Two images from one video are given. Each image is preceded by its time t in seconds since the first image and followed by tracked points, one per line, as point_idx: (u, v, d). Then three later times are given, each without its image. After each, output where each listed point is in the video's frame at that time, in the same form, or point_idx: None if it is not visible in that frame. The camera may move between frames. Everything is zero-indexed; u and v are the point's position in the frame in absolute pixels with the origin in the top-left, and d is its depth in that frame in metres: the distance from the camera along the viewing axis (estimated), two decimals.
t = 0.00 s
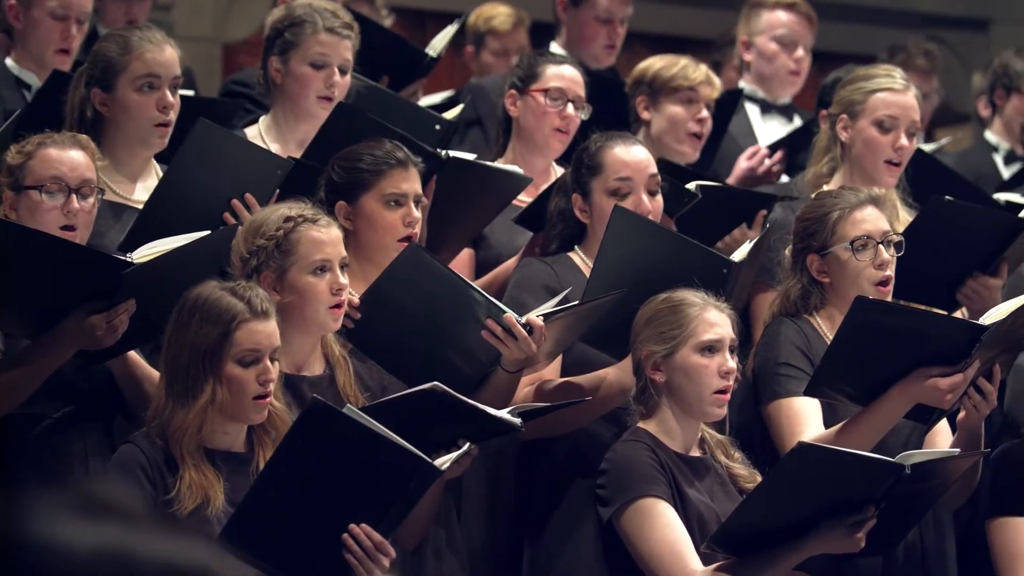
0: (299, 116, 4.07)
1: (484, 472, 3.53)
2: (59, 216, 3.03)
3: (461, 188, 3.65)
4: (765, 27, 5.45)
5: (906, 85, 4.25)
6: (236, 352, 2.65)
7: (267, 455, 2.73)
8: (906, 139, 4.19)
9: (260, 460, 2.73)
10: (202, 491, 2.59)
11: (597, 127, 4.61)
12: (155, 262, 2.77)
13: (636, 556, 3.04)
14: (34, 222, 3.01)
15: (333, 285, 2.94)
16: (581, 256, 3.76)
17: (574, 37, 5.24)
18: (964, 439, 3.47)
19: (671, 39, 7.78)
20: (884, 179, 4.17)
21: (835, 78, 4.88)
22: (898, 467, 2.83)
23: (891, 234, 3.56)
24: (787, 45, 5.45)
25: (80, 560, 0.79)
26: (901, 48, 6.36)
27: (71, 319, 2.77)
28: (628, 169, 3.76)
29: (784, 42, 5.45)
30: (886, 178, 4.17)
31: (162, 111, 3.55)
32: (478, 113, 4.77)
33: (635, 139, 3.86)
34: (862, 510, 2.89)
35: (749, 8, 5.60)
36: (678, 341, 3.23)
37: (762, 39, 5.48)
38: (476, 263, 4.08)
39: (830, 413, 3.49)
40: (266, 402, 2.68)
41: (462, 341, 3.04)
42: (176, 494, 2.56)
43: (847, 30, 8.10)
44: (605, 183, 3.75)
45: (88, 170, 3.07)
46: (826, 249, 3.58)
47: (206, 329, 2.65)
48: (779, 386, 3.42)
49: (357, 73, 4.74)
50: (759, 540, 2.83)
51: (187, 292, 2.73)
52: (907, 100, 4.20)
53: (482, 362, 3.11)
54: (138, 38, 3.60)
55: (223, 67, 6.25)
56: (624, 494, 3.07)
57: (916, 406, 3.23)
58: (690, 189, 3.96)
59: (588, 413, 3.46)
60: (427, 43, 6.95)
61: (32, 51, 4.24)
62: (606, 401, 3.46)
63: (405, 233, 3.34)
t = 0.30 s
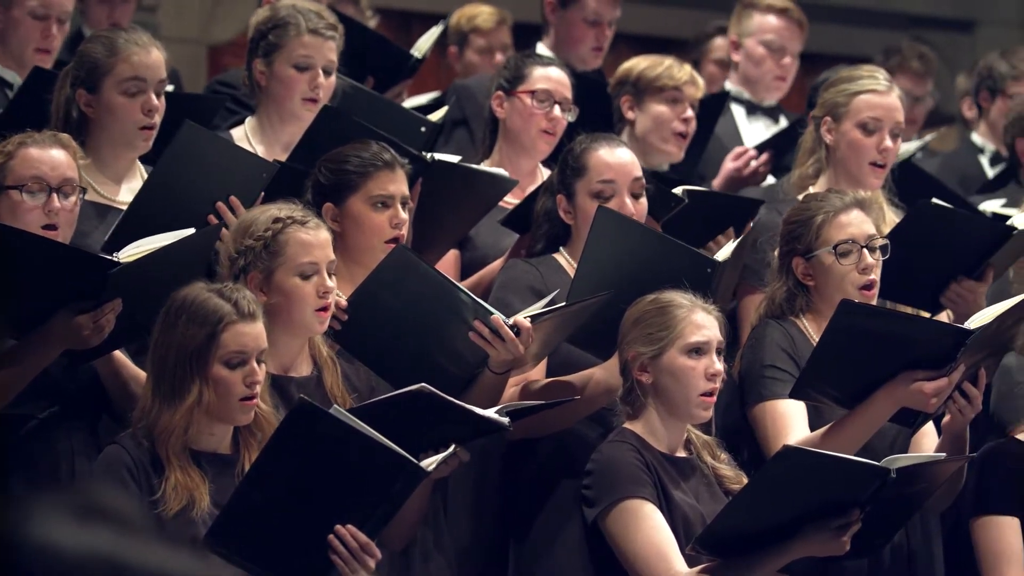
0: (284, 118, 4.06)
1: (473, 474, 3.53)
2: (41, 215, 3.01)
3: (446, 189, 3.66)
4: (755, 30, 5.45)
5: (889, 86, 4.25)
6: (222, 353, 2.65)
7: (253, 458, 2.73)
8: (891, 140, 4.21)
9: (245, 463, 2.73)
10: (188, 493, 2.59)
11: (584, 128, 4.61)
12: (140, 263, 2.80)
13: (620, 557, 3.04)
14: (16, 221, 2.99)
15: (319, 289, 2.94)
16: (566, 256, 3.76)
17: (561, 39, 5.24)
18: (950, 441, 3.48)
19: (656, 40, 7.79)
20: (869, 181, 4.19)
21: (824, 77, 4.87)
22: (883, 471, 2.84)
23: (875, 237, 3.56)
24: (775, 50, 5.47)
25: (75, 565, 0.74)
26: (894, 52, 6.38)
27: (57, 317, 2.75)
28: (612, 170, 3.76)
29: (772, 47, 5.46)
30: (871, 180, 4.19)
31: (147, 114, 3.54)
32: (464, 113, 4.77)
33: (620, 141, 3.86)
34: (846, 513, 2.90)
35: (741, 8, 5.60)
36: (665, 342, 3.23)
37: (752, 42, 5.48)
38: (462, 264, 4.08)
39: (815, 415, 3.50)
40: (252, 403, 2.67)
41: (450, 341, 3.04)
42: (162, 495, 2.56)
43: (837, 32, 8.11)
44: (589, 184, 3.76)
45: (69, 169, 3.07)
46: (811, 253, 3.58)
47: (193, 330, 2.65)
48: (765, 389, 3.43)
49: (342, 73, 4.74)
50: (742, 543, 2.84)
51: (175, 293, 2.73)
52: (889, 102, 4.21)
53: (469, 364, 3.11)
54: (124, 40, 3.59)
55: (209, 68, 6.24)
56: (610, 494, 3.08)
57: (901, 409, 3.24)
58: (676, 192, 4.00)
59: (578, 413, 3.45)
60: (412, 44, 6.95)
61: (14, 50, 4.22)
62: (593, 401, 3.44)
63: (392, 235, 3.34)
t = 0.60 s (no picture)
0: (272, 118, 4.05)
1: (462, 475, 3.53)
2: (26, 217, 3.00)
3: (435, 189, 3.65)
4: (744, 31, 5.46)
5: (876, 86, 4.25)
6: (210, 352, 2.65)
7: (242, 458, 2.72)
8: (879, 141, 4.21)
9: (235, 463, 2.72)
10: (177, 492, 2.59)
11: (573, 127, 4.61)
12: (126, 263, 2.80)
13: (609, 557, 3.05)
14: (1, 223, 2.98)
15: (308, 295, 2.96)
16: (555, 256, 3.76)
17: (549, 39, 5.24)
18: (940, 442, 3.49)
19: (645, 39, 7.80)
20: (858, 180, 4.19)
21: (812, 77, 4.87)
22: (872, 472, 2.84)
23: (866, 239, 3.55)
24: (763, 51, 5.48)
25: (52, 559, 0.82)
26: (891, 52, 6.39)
27: (43, 319, 2.75)
28: (600, 170, 3.76)
29: (760, 47, 5.47)
30: (860, 179, 4.20)
31: (135, 117, 3.53)
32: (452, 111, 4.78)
33: (608, 141, 3.86)
34: (835, 513, 2.90)
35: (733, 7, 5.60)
36: (655, 343, 3.23)
37: (741, 41, 5.48)
38: (450, 263, 4.08)
39: (805, 416, 3.50)
40: (241, 402, 2.66)
41: (439, 342, 3.02)
42: (151, 494, 2.55)
43: (832, 32, 8.09)
44: (577, 184, 3.76)
45: (55, 170, 3.05)
46: (801, 253, 3.59)
47: (181, 329, 2.65)
48: (755, 388, 3.43)
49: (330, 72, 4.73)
50: (730, 542, 2.84)
51: (164, 292, 2.73)
52: (875, 102, 4.21)
53: (462, 364, 3.09)
54: (113, 43, 3.57)
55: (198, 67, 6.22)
56: (599, 493, 3.08)
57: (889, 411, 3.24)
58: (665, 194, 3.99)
59: (566, 413, 3.43)
60: (401, 43, 6.94)
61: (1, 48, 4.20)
62: (584, 400, 3.43)
63: (385, 235, 3.37)
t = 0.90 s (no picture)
0: (255, 116, 4.05)
1: (448, 474, 3.53)
2: (5, 213, 3.00)
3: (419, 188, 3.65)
4: (728, 31, 5.48)
5: (855, 84, 4.26)
6: (192, 350, 2.78)
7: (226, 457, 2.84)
8: (861, 138, 4.22)
9: (219, 461, 2.85)
10: (163, 490, 2.72)
11: (558, 127, 4.62)
12: (109, 260, 2.80)
13: (596, 557, 3.05)
14: None
15: (295, 296, 3.02)
16: (540, 256, 3.76)
17: (534, 39, 5.24)
18: (925, 439, 3.49)
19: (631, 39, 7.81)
20: (842, 177, 4.20)
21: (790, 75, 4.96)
22: (857, 468, 2.85)
23: (854, 238, 3.53)
24: (747, 51, 5.49)
25: None
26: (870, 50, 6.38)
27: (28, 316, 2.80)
28: (584, 171, 3.76)
29: (745, 47, 5.48)
30: (843, 175, 4.20)
31: (120, 117, 3.52)
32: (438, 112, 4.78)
33: (592, 140, 3.86)
34: (822, 511, 2.90)
35: (718, 7, 5.60)
36: (641, 344, 3.23)
37: (725, 42, 5.50)
38: (435, 263, 4.08)
39: (791, 413, 3.50)
40: (226, 398, 2.79)
41: (430, 337, 3.06)
42: (136, 493, 2.69)
43: (818, 32, 8.10)
44: (561, 184, 3.76)
45: (35, 167, 3.05)
46: (789, 252, 3.57)
47: (163, 327, 2.78)
48: (741, 386, 3.44)
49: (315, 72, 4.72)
50: (717, 541, 2.85)
51: (146, 293, 2.86)
52: (856, 99, 4.22)
53: (457, 361, 3.11)
54: (98, 43, 3.56)
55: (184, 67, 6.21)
56: (585, 493, 3.08)
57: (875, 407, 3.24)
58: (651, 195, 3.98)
59: (548, 411, 3.43)
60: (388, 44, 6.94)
61: None
62: (568, 399, 3.43)
63: (377, 231, 3.42)
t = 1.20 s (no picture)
0: (237, 114, 4.03)
1: (432, 474, 3.53)
2: None
3: (401, 186, 3.65)
4: (711, 31, 5.50)
5: (828, 79, 4.26)
6: (171, 347, 2.80)
7: (207, 457, 2.87)
8: (841, 129, 4.20)
9: (200, 460, 2.87)
10: (144, 490, 2.75)
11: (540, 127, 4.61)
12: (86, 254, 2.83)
13: (581, 556, 3.05)
14: None
15: (278, 296, 3.04)
16: (522, 256, 3.75)
17: (514, 39, 5.25)
18: (909, 438, 3.50)
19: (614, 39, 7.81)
20: (825, 175, 4.19)
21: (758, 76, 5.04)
22: (842, 466, 2.86)
23: (837, 236, 3.53)
24: (730, 50, 5.50)
25: None
26: (842, 49, 6.40)
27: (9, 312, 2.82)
28: (566, 171, 3.76)
29: (728, 47, 5.50)
30: (827, 174, 4.19)
31: (103, 114, 3.50)
32: (419, 113, 4.78)
33: (574, 140, 3.86)
34: (806, 509, 2.91)
35: (699, 9, 5.64)
36: (623, 344, 3.23)
37: (708, 41, 5.52)
38: (418, 263, 4.08)
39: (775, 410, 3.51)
40: (207, 395, 2.81)
41: (413, 339, 3.05)
42: (118, 493, 2.73)
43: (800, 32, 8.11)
44: (543, 184, 3.76)
45: (8, 161, 3.04)
46: (773, 251, 3.57)
47: (142, 326, 2.80)
48: (726, 385, 3.45)
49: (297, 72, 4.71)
50: (702, 540, 2.86)
51: (124, 293, 2.88)
52: (832, 94, 4.21)
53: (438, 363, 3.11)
54: (81, 41, 3.54)
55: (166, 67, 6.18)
56: (569, 493, 3.08)
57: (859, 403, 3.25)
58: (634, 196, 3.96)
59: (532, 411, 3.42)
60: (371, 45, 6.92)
61: None
62: (549, 398, 3.42)
63: (364, 228, 3.41)
